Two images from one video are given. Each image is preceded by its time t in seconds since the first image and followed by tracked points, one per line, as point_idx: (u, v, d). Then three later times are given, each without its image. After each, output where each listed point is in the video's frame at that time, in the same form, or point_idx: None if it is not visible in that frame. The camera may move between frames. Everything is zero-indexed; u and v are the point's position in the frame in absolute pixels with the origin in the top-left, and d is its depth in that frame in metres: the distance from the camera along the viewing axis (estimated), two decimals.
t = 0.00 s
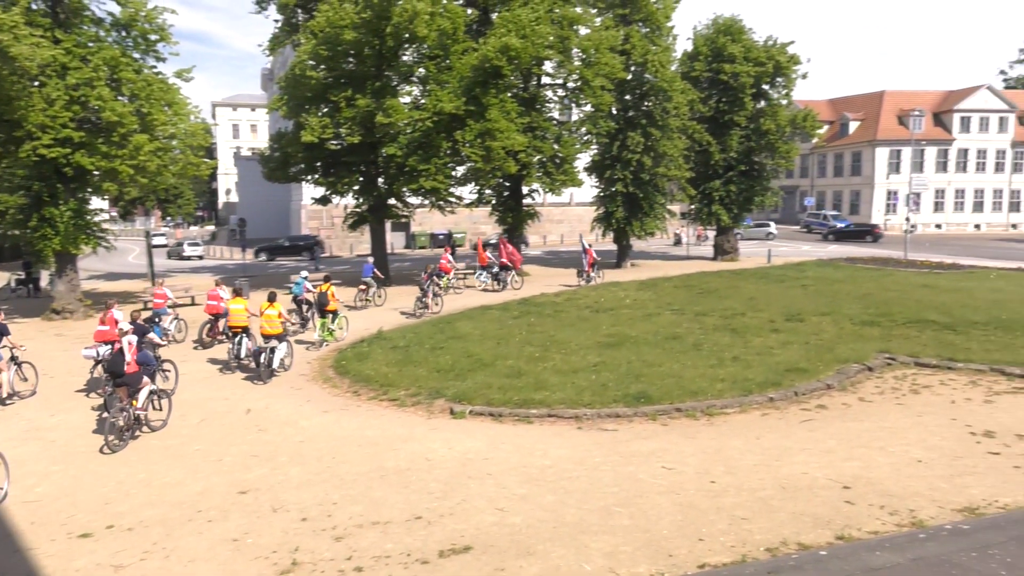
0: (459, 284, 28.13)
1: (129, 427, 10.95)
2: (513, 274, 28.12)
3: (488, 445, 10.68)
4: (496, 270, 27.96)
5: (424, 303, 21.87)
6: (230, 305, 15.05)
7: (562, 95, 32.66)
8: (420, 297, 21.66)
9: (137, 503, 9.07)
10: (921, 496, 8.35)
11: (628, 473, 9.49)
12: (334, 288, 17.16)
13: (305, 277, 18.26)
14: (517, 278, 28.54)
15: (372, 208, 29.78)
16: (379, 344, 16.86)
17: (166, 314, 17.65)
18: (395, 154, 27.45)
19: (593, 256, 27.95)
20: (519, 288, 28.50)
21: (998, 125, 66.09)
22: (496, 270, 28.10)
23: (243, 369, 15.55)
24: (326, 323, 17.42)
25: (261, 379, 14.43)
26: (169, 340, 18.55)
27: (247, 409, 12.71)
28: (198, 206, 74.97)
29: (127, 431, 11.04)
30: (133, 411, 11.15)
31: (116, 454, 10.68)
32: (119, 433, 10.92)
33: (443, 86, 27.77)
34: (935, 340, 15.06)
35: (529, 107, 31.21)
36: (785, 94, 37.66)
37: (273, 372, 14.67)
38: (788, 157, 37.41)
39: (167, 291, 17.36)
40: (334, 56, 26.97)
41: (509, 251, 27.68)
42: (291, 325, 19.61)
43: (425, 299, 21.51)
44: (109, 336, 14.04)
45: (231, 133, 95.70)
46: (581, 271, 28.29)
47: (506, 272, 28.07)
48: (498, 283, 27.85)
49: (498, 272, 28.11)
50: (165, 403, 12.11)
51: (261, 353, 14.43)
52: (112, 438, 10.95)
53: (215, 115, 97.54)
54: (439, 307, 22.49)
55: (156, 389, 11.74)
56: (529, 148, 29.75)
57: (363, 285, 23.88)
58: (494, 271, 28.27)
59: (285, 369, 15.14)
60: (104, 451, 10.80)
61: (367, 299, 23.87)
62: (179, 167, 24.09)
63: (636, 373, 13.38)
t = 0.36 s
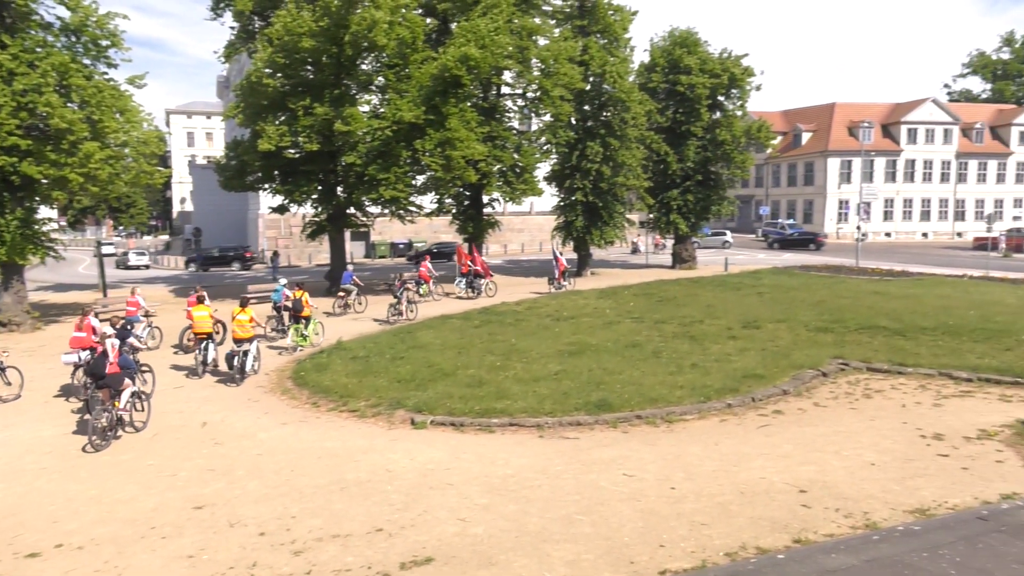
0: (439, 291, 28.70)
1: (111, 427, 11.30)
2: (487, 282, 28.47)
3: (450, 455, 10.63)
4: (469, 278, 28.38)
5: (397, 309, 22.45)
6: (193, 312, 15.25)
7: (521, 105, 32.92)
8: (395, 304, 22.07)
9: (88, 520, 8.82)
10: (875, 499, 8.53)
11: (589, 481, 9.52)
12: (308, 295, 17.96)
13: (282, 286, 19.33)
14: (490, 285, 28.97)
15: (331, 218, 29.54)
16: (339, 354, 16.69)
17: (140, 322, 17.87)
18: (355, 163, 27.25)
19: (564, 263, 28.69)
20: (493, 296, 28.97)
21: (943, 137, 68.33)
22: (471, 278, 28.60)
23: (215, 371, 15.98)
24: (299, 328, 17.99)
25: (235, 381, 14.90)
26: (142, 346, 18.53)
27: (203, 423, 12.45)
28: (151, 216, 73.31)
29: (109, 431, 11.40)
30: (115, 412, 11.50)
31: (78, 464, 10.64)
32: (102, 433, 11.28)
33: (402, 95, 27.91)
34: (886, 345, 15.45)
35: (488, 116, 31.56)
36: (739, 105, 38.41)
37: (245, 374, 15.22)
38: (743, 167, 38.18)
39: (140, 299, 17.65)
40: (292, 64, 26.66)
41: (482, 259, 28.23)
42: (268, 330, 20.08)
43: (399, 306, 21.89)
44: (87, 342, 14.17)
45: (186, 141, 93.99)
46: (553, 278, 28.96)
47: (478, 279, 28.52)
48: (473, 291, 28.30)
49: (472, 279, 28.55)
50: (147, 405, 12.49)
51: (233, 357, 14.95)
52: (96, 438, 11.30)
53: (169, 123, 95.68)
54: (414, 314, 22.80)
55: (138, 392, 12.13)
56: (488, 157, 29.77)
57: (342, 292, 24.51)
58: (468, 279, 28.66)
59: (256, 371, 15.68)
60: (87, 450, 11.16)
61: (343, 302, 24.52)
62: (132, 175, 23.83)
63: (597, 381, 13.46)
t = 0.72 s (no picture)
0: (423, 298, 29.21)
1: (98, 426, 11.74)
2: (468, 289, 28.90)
3: (419, 465, 10.55)
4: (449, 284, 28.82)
5: (378, 315, 22.67)
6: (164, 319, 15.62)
7: (489, 113, 32.88)
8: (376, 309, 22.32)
9: (46, 536, 8.58)
10: (839, 502, 8.66)
11: (559, 488, 9.52)
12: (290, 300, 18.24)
13: (271, 294, 19.88)
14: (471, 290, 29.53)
15: (298, 226, 29.30)
16: (306, 363, 16.50)
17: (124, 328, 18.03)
18: (322, 171, 27.02)
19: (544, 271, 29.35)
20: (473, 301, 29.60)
21: (902, 146, 69.93)
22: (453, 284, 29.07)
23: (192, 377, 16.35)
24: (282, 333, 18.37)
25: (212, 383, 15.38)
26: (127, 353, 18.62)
27: (166, 435, 12.21)
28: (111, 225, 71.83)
29: (97, 430, 11.83)
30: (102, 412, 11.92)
31: (37, 478, 10.39)
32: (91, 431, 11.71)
33: (369, 103, 27.67)
34: (848, 351, 15.73)
35: (456, 124, 31.37)
36: (704, 115, 38.93)
37: (222, 377, 15.73)
38: (708, 175, 38.71)
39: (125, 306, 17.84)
40: (257, 70, 26.39)
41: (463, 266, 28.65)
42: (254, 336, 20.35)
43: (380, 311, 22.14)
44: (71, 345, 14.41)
45: (148, 148, 92.47)
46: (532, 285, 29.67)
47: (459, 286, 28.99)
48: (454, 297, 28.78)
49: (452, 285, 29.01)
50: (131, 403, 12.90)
51: (211, 359, 15.48)
52: (85, 437, 11.71)
53: (130, 129, 94.09)
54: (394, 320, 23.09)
55: (123, 392, 12.54)
56: (457, 165, 29.71)
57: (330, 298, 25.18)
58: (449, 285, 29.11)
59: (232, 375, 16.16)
60: (76, 448, 11.59)
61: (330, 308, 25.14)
62: (93, 182, 23.14)
63: (565, 389, 13.49)
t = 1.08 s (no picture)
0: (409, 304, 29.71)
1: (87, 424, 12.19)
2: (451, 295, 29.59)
3: (391, 473, 10.48)
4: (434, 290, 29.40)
5: (362, 320, 23.16)
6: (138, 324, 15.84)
7: (461, 120, 32.81)
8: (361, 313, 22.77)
9: (7, 551, 8.37)
10: (808, 506, 8.77)
11: (532, 495, 9.52)
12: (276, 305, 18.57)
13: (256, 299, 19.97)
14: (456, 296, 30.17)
15: (268, 232, 29.09)
16: (276, 372, 16.33)
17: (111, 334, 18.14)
18: (292, 178, 26.86)
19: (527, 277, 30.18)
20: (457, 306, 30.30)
21: (867, 155, 71.18)
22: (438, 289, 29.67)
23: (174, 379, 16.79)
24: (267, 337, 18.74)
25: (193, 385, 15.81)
26: (106, 360, 18.57)
27: (132, 445, 12.01)
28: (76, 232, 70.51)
29: (86, 427, 12.28)
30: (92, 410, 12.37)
31: None
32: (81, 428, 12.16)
33: (341, 109, 27.66)
34: (817, 355, 15.97)
35: (428, 131, 31.31)
36: (675, 123, 39.31)
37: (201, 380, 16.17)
38: (679, 183, 39.11)
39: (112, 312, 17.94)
40: (225, 76, 26.22)
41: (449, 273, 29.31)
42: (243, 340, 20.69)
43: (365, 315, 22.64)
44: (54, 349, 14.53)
45: (115, 154, 91.02)
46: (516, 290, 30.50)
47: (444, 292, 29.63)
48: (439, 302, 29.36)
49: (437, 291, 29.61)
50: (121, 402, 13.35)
51: (192, 361, 15.94)
52: (76, 434, 12.17)
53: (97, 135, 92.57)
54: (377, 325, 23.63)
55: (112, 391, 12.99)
56: (429, 171, 29.65)
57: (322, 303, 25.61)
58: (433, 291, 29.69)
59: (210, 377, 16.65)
60: (67, 446, 12.02)
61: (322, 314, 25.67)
62: (57, 189, 22.81)
63: (538, 395, 13.50)
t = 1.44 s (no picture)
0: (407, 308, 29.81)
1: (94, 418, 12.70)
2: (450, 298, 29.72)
3: (377, 479, 10.44)
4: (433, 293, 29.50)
5: (360, 322, 23.38)
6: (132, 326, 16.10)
7: (447, 125, 32.93)
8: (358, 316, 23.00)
9: None
10: (792, 509, 8.82)
11: (518, 500, 9.50)
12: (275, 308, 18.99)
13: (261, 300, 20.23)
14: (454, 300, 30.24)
15: (253, 237, 28.94)
16: (261, 377, 16.23)
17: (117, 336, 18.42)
18: (277, 182, 26.70)
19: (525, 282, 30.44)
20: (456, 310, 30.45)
21: (849, 161, 71.69)
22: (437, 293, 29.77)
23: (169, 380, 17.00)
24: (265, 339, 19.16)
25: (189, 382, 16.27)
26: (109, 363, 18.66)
27: (115, 452, 11.89)
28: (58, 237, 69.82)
29: (94, 421, 12.80)
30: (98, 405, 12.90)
31: None
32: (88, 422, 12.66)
33: (326, 114, 27.65)
34: (800, 360, 16.07)
35: (413, 136, 31.26)
36: (659, 128, 39.48)
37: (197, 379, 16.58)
38: (663, 188, 39.26)
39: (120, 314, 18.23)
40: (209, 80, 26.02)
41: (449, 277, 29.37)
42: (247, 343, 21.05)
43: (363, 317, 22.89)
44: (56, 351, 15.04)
45: (97, 158, 90.27)
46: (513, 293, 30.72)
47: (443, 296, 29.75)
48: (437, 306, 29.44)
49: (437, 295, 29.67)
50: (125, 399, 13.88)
51: (187, 361, 16.35)
52: (84, 428, 12.68)
53: (78, 139, 91.79)
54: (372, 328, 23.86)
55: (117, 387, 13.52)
56: (414, 176, 29.62)
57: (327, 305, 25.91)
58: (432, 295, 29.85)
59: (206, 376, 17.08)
60: (74, 440, 12.53)
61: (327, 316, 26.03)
62: (38, 194, 22.68)
63: (524, 400, 13.49)
